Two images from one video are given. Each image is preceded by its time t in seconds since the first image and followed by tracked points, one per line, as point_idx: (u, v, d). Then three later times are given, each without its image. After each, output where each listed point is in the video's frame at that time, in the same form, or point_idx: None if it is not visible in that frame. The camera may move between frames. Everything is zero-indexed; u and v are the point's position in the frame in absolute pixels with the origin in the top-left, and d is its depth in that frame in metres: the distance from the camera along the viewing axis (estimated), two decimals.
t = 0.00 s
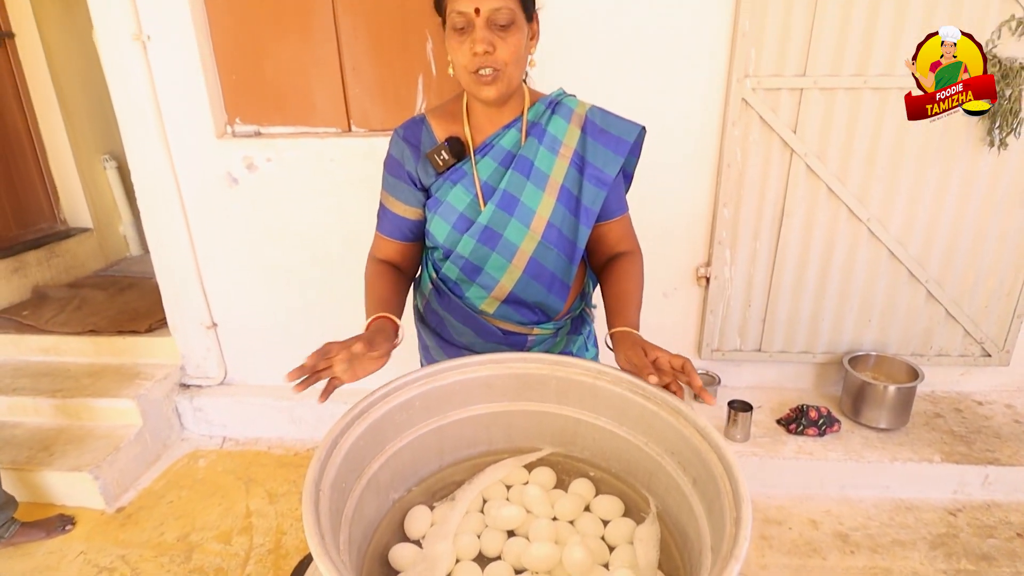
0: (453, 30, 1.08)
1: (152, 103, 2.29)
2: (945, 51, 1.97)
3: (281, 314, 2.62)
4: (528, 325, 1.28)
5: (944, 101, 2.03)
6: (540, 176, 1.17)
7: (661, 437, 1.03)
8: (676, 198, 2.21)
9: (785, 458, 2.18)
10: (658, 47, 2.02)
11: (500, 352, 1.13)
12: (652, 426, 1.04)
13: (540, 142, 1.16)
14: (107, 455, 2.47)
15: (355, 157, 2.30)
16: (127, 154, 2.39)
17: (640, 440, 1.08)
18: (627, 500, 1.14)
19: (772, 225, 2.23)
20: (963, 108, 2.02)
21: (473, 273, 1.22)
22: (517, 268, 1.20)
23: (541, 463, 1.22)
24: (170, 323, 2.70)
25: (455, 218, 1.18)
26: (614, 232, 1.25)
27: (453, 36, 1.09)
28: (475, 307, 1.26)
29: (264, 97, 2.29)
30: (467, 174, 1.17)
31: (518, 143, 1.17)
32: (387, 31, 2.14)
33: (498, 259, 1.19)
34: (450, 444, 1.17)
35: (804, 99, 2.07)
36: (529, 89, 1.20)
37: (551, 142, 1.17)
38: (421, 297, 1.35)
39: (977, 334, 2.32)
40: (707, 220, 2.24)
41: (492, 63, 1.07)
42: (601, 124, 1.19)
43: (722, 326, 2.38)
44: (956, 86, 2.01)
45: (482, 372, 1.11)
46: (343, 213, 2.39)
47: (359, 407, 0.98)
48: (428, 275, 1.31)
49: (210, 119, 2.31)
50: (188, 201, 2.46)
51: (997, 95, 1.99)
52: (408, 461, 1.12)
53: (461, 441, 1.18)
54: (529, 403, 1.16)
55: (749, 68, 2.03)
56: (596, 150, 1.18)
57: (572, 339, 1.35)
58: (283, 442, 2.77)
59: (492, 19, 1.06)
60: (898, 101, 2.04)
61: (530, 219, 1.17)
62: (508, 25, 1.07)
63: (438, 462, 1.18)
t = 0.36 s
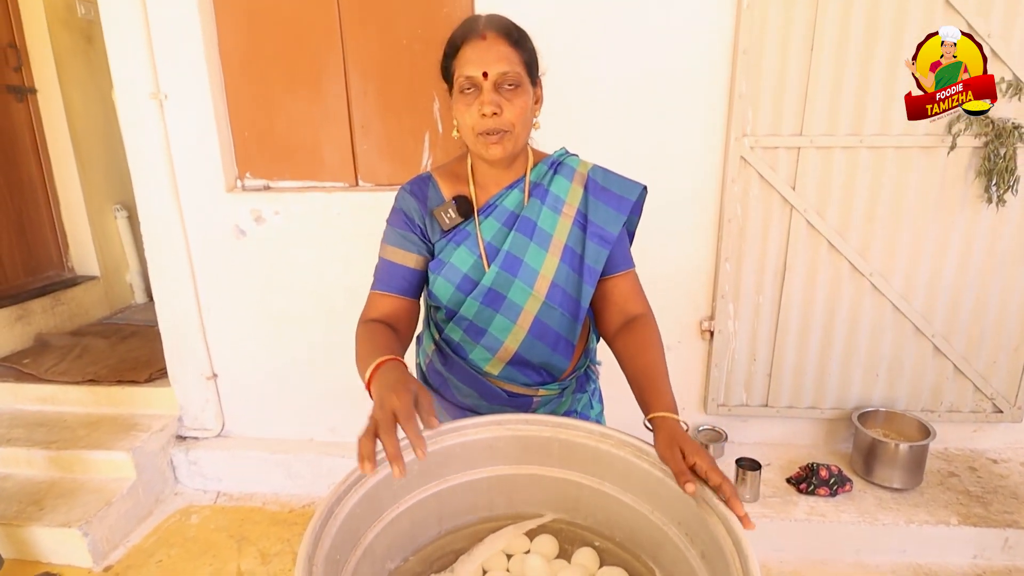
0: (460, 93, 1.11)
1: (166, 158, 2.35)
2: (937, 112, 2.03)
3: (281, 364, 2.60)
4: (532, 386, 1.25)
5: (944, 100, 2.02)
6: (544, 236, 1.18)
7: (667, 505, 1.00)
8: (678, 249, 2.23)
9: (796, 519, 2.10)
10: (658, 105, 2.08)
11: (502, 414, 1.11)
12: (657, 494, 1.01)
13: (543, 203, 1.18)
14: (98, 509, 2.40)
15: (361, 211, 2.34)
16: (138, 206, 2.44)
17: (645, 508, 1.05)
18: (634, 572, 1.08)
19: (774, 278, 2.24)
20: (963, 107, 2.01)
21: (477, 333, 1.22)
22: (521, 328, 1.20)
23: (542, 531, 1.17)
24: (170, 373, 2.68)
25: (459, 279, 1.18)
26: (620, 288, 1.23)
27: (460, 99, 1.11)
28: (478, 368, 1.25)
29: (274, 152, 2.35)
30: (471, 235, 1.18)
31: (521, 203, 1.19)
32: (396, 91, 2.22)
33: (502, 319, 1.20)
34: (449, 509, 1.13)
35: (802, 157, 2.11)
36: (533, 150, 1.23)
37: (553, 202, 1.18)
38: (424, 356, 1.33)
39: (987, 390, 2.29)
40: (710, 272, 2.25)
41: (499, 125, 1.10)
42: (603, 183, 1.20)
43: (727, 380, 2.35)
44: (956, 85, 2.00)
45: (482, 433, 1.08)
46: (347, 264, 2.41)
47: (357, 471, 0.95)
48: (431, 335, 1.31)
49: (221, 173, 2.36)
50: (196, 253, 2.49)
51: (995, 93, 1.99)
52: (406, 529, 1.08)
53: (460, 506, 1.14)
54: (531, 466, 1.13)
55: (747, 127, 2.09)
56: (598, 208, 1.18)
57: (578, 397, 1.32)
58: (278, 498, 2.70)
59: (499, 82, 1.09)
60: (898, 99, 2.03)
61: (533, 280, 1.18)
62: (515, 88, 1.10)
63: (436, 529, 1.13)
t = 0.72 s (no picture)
0: (464, 122, 1.10)
1: (154, 177, 2.31)
2: (931, 138, 2.03)
3: (268, 388, 2.53)
4: (552, 424, 1.27)
5: (944, 100, 2.01)
6: (560, 268, 1.18)
7: (672, 548, 0.95)
8: (675, 272, 2.20)
9: (798, 551, 2.05)
10: (654, 128, 2.07)
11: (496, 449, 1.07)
12: (661, 536, 0.97)
13: (556, 232, 1.18)
14: (73, 540, 2.30)
15: (353, 233, 2.30)
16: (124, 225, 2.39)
17: (648, 551, 1.00)
18: None
19: (772, 302, 2.22)
20: (962, 107, 2.01)
21: (494, 374, 1.21)
22: (542, 365, 1.20)
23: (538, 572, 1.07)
24: (153, 397, 2.60)
25: (475, 320, 1.17)
26: (627, 317, 1.22)
27: (467, 128, 1.10)
28: (494, 410, 1.24)
29: (266, 172, 2.31)
30: (483, 271, 1.16)
31: (534, 234, 1.19)
32: (390, 112, 2.20)
33: (521, 357, 1.19)
34: (441, 550, 1.06)
35: (798, 181, 2.10)
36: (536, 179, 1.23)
37: (566, 231, 1.19)
38: (425, 399, 1.30)
39: (986, 416, 2.26)
40: (706, 296, 2.22)
41: (510, 156, 1.09)
42: (613, 210, 1.22)
43: (725, 407, 2.31)
44: (956, 85, 1.99)
45: (477, 469, 1.04)
46: (338, 286, 2.36)
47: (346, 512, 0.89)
48: (434, 377, 1.28)
49: (210, 193, 2.32)
50: (183, 274, 2.43)
51: (995, 93, 1.98)
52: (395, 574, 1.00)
53: (452, 546, 1.07)
54: (528, 504, 1.08)
55: (743, 152, 2.08)
56: (611, 237, 1.20)
57: (588, 426, 1.35)
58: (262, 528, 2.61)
59: (507, 109, 1.08)
60: (898, 100, 2.01)
61: (553, 316, 1.18)
62: (523, 115, 1.09)
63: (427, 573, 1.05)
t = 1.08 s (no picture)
0: (472, 153, 1.05)
1: (144, 191, 2.24)
2: (939, 158, 2.00)
3: (259, 409, 2.45)
4: (558, 468, 1.23)
5: (944, 100, 1.97)
6: (570, 300, 1.15)
7: None
8: (680, 291, 2.15)
9: None
10: (659, 144, 2.03)
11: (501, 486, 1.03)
12: None
13: (567, 260, 1.15)
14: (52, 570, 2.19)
15: (349, 251, 2.24)
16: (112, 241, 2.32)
17: None
18: None
19: (779, 323, 2.16)
20: (963, 107, 1.97)
21: (498, 416, 1.17)
22: (548, 407, 1.17)
23: None
24: (140, 418, 2.51)
25: (477, 355, 1.12)
26: (647, 348, 1.19)
27: (474, 159, 1.05)
28: (497, 452, 1.21)
29: (260, 188, 2.26)
30: (486, 302, 1.12)
31: (544, 264, 1.15)
32: (389, 127, 2.16)
33: (526, 399, 1.16)
34: None
35: (805, 201, 2.06)
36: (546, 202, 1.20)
37: (579, 259, 1.16)
38: (425, 432, 1.27)
39: (998, 441, 2.21)
40: (712, 316, 2.17)
41: (519, 194, 1.05)
42: (631, 235, 1.18)
43: (731, 431, 2.25)
44: (956, 85, 1.96)
45: (479, 508, 0.99)
46: (334, 305, 2.30)
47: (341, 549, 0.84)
48: (435, 412, 1.24)
49: (203, 209, 2.26)
50: (173, 291, 2.36)
51: (995, 93, 1.95)
52: None
53: None
54: (533, 547, 1.01)
55: (749, 170, 2.04)
56: (628, 265, 1.16)
57: (601, 465, 1.29)
58: (251, 555, 2.51)
59: (519, 145, 1.03)
60: (898, 100, 1.97)
61: (561, 353, 1.14)
62: (535, 150, 1.05)
63: None
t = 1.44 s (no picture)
0: (470, 146, 1.00)
1: (126, 199, 2.16)
2: (942, 171, 1.98)
3: (244, 424, 2.36)
4: (559, 500, 1.17)
5: (944, 100, 1.95)
6: (576, 319, 1.09)
7: None
8: (680, 304, 2.10)
9: None
10: (659, 154, 1.99)
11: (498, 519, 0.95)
12: None
13: (574, 276, 1.10)
14: None
15: (340, 262, 2.17)
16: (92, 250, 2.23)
17: None
18: None
19: (779, 337, 2.12)
20: (963, 107, 1.95)
21: (495, 442, 1.11)
22: (548, 433, 1.10)
23: None
24: (119, 434, 2.41)
25: (474, 374, 1.05)
26: (658, 371, 1.14)
27: (472, 154, 1.00)
28: (495, 481, 1.15)
29: (248, 197, 2.19)
30: (486, 318, 1.06)
31: (549, 279, 1.10)
32: (382, 135, 2.10)
33: (526, 424, 1.09)
34: None
35: (806, 213, 2.03)
36: (554, 213, 1.14)
37: (586, 275, 1.11)
38: (420, 457, 1.21)
39: (1000, 457, 2.18)
40: (712, 329, 2.12)
41: (517, 190, 0.99)
42: (642, 252, 1.13)
43: (731, 447, 2.20)
44: (956, 85, 1.94)
45: (475, 540, 0.91)
46: (323, 318, 2.23)
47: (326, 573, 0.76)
48: (430, 436, 1.18)
49: (188, 217, 2.18)
50: (155, 302, 2.27)
51: (995, 93, 1.93)
52: None
53: None
54: None
55: (749, 182, 2.01)
56: (639, 284, 1.11)
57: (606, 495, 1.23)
58: None
59: (518, 136, 0.97)
60: (899, 99, 1.94)
61: (564, 377, 1.09)
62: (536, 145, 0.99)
63: None
